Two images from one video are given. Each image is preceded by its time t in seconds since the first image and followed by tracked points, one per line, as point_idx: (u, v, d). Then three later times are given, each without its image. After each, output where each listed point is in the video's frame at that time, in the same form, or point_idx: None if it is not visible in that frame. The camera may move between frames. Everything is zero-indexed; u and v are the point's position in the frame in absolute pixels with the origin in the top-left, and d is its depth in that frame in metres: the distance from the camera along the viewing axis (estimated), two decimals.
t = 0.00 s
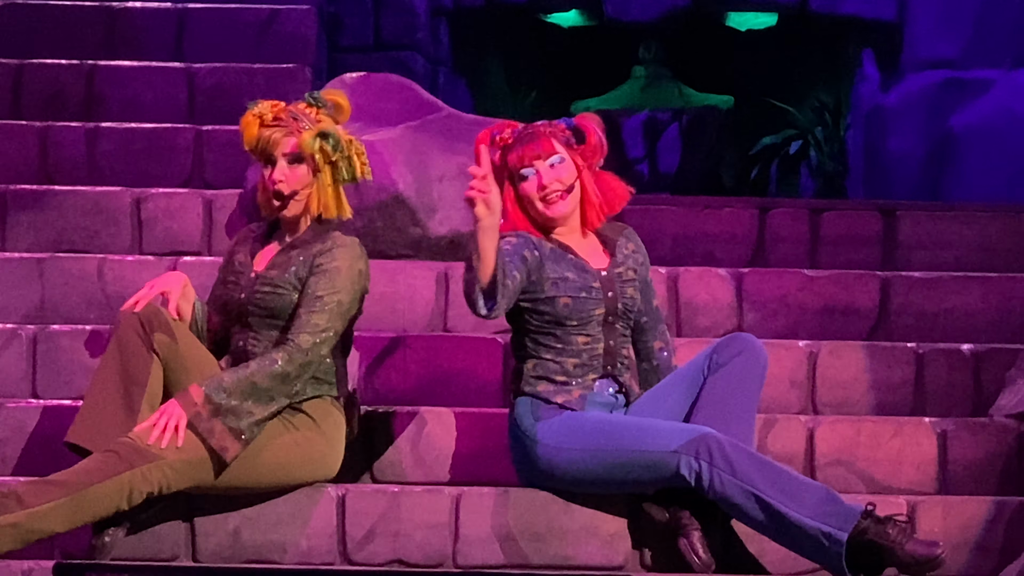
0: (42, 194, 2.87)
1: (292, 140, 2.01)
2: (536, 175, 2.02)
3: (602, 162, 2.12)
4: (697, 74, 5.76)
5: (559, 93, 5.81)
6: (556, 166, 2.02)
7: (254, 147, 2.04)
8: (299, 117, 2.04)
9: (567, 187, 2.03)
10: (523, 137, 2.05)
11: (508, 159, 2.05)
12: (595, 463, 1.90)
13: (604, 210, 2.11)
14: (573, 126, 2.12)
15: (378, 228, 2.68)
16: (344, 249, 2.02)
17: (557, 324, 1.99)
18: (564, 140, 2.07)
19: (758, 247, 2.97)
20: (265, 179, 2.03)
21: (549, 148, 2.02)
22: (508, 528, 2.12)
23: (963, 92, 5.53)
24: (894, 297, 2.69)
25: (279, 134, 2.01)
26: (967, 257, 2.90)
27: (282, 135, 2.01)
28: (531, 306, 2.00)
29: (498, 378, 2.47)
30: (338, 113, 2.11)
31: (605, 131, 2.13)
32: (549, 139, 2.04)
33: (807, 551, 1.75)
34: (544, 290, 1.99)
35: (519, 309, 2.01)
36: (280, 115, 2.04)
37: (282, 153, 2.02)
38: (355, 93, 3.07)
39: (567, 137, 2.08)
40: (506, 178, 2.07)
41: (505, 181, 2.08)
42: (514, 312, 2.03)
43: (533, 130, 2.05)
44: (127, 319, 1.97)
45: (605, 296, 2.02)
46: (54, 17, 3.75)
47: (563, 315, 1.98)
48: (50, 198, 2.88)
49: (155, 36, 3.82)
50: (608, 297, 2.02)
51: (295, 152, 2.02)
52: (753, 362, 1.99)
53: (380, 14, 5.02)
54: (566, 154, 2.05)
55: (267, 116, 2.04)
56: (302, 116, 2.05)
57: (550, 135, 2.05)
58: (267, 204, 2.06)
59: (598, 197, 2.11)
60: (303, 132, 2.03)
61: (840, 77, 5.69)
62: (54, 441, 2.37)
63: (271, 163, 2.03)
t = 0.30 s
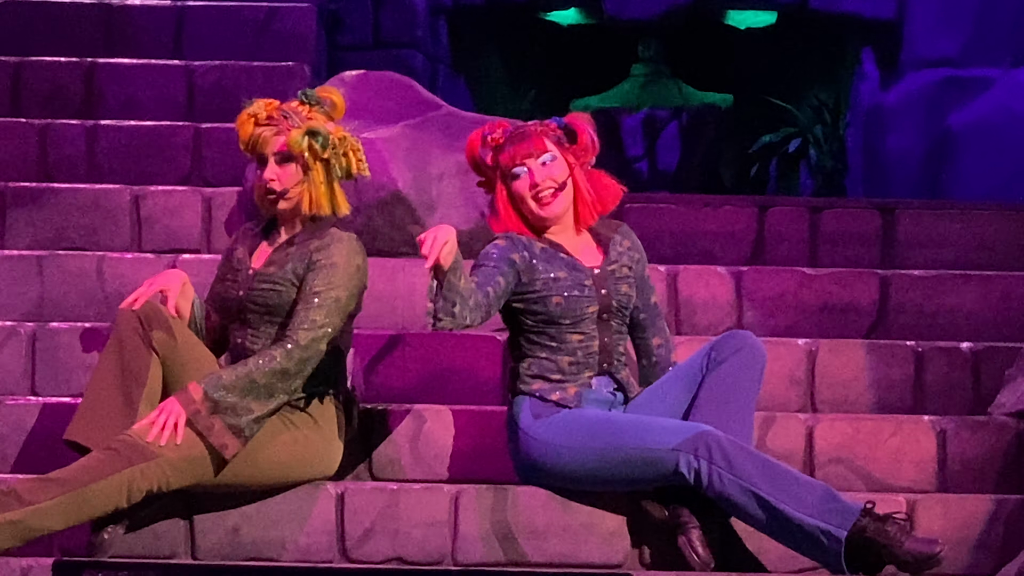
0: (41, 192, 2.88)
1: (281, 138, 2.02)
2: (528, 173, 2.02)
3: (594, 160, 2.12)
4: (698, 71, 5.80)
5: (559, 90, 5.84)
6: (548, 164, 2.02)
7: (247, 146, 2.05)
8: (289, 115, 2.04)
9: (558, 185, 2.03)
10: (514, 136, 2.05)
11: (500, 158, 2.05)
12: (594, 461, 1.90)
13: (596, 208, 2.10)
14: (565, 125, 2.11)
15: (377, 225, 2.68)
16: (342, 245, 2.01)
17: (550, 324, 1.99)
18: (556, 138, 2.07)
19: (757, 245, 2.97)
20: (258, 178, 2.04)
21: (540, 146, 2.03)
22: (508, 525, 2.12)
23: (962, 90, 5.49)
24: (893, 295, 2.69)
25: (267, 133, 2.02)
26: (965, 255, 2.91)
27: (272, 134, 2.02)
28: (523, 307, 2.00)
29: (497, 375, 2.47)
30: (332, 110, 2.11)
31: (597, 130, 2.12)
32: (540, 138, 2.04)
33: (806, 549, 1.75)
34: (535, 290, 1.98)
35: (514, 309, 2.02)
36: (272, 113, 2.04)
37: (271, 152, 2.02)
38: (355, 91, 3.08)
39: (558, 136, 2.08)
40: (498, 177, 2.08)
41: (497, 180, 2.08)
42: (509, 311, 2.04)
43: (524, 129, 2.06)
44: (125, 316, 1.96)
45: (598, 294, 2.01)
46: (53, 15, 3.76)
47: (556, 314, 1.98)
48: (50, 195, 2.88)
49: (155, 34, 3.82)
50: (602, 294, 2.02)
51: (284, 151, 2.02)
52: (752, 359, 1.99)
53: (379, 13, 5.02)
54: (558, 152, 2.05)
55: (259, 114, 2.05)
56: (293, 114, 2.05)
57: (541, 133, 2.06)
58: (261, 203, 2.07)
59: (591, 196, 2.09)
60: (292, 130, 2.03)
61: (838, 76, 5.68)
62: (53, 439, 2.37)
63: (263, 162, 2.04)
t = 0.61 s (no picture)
0: (39, 189, 2.88)
1: (278, 137, 2.01)
2: (541, 168, 2.02)
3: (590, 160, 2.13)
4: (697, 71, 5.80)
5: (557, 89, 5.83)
6: (560, 161, 2.03)
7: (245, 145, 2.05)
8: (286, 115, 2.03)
9: (569, 182, 2.04)
10: (527, 131, 2.05)
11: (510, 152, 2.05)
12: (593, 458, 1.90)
13: (595, 206, 2.11)
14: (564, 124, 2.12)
15: (376, 223, 2.68)
16: (341, 243, 2.02)
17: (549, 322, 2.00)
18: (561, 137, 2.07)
19: (756, 243, 2.97)
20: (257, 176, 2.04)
21: (554, 142, 2.03)
22: (506, 523, 2.11)
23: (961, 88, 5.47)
24: (892, 294, 2.69)
25: (264, 133, 2.01)
26: (964, 254, 2.91)
27: (269, 133, 2.02)
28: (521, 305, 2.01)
29: (496, 374, 2.47)
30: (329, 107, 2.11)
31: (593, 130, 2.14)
32: (553, 134, 2.05)
33: (805, 547, 1.75)
34: (534, 289, 1.99)
35: (512, 307, 2.02)
36: (269, 113, 2.04)
37: (269, 151, 2.02)
38: (353, 89, 3.08)
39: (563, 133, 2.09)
40: (504, 170, 2.06)
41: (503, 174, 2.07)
42: (507, 309, 2.04)
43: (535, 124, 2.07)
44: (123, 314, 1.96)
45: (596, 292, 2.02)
46: (52, 12, 3.76)
47: (554, 313, 1.99)
48: (48, 193, 2.88)
49: (153, 31, 3.82)
50: (599, 292, 2.02)
51: (281, 150, 2.01)
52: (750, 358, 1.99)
53: (377, 11, 5.01)
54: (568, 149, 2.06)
55: (256, 114, 2.04)
56: (290, 113, 2.05)
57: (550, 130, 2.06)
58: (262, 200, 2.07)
59: (591, 194, 2.10)
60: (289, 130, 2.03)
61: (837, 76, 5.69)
62: (52, 437, 2.37)
63: (262, 161, 2.03)
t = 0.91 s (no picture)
0: (38, 188, 2.88)
1: (279, 135, 2.02)
2: (585, 162, 2.02)
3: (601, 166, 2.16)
4: (697, 70, 5.76)
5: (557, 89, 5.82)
6: (600, 158, 2.05)
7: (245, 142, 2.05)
8: (286, 112, 2.03)
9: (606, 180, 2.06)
10: (571, 123, 2.05)
11: (554, 141, 2.03)
12: (591, 456, 1.90)
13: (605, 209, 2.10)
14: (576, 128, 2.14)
15: (374, 222, 2.68)
16: (341, 242, 2.02)
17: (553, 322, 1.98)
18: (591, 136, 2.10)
19: (755, 242, 2.97)
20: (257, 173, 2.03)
21: (598, 140, 2.06)
22: (504, 523, 2.11)
23: (959, 87, 5.56)
24: (891, 292, 2.69)
25: (264, 130, 2.02)
26: (963, 252, 2.91)
27: (269, 131, 2.02)
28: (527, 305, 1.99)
29: (495, 372, 2.47)
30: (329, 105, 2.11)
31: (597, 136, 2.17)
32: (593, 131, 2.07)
33: (802, 545, 1.75)
34: (543, 287, 1.98)
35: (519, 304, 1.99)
36: (269, 110, 2.04)
37: (269, 147, 2.02)
38: (352, 87, 3.08)
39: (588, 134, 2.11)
40: (540, 158, 2.03)
41: (536, 163, 2.03)
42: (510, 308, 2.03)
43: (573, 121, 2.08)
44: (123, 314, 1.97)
45: (603, 294, 2.01)
46: (51, 10, 3.76)
47: (560, 312, 1.97)
48: (47, 191, 2.88)
49: (153, 30, 3.82)
50: (608, 295, 2.02)
51: (281, 147, 2.01)
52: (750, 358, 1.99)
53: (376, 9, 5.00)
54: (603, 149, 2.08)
55: (257, 112, 2.05)
56: (291, 111, 2.05)
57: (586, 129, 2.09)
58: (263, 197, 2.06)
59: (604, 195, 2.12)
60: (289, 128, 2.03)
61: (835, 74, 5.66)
62: (50, 435, 2.37)
63: (262, 158, 2.03)
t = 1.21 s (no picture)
0: (37, 187, 2.88)
1: (305, 134, 2.01)
2: (609, 161, 1.99)
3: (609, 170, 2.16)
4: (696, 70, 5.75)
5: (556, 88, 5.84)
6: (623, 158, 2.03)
7: (259, 141, 2.03)
8: (304, 111, 2.03)
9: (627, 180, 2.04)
10: (596, 121, 2.03)
11: (581, 138, 2.00)
12: (591, 456, 1.90)
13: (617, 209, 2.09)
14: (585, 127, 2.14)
15: (374, 221, 2.68)
16: (336, 237, 2.02)
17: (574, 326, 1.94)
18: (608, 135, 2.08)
19: (754, 241, 2.97)
20: (274, 172, 2.02)
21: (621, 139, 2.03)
22: (503, 521, 2.12)
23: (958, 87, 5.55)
24: (890, 291, 2.69)
25: (289, 129, 2.00)
26: (963, 252, 2.90)
27: (292, 129, 2.01)
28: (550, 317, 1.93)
29: (494, 371, 2.47)
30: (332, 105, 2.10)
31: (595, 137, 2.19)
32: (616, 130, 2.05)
33: (802, 545, 1.75)
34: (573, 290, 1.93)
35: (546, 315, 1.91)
36: (283, 109, 2.03)
37: (294, 147, 2.01)
38: (352, 85, 3.08)
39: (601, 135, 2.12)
40: (566, 154, 1.99)
41: (562, 160, 1.99)
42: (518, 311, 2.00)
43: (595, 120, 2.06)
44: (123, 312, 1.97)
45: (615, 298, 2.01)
46: (51, 10, 3.77)
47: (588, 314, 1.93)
48: (46, 191, 2.88)
49: (152, 29, 3.82)
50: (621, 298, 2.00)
51: (309, 146, 2.02)
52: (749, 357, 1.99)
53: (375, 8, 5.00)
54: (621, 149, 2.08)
55: (270, 111, 2.03)
56: (305, 110, 2.04)
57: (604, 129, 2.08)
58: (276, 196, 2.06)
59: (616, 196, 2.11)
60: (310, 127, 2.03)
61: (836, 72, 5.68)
62: (49, 435, 2.37)
63: (280, 157, 2.01)
